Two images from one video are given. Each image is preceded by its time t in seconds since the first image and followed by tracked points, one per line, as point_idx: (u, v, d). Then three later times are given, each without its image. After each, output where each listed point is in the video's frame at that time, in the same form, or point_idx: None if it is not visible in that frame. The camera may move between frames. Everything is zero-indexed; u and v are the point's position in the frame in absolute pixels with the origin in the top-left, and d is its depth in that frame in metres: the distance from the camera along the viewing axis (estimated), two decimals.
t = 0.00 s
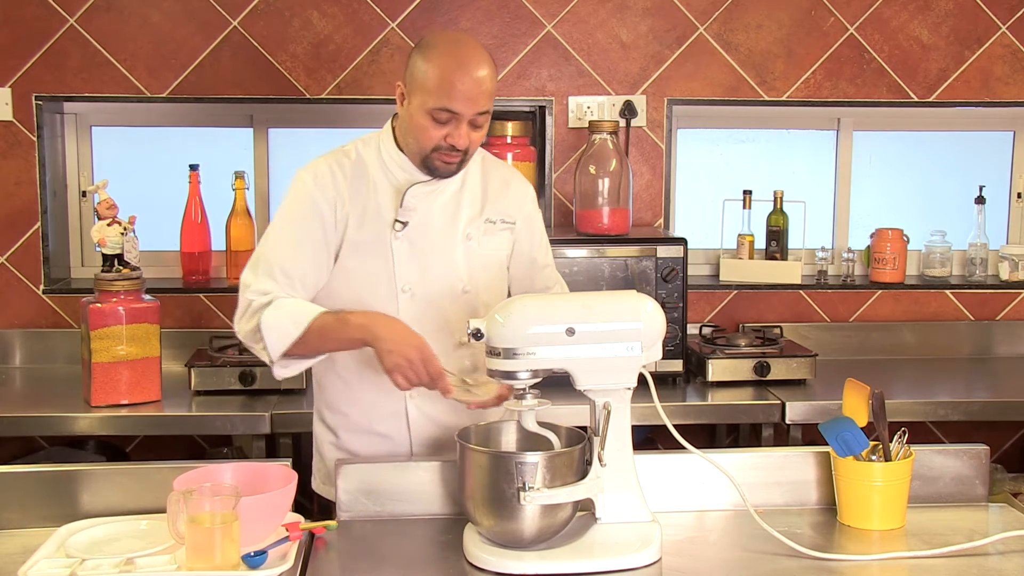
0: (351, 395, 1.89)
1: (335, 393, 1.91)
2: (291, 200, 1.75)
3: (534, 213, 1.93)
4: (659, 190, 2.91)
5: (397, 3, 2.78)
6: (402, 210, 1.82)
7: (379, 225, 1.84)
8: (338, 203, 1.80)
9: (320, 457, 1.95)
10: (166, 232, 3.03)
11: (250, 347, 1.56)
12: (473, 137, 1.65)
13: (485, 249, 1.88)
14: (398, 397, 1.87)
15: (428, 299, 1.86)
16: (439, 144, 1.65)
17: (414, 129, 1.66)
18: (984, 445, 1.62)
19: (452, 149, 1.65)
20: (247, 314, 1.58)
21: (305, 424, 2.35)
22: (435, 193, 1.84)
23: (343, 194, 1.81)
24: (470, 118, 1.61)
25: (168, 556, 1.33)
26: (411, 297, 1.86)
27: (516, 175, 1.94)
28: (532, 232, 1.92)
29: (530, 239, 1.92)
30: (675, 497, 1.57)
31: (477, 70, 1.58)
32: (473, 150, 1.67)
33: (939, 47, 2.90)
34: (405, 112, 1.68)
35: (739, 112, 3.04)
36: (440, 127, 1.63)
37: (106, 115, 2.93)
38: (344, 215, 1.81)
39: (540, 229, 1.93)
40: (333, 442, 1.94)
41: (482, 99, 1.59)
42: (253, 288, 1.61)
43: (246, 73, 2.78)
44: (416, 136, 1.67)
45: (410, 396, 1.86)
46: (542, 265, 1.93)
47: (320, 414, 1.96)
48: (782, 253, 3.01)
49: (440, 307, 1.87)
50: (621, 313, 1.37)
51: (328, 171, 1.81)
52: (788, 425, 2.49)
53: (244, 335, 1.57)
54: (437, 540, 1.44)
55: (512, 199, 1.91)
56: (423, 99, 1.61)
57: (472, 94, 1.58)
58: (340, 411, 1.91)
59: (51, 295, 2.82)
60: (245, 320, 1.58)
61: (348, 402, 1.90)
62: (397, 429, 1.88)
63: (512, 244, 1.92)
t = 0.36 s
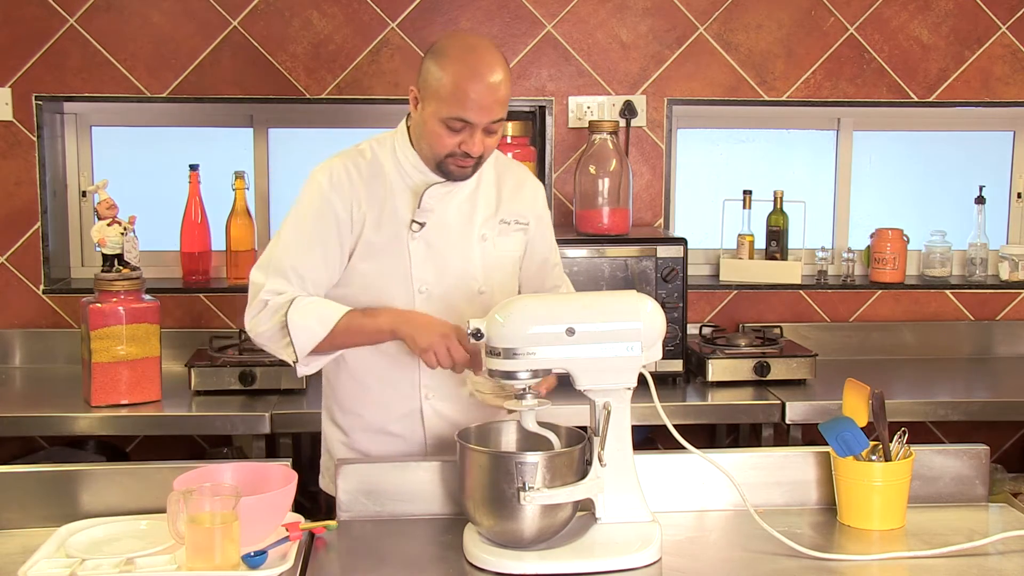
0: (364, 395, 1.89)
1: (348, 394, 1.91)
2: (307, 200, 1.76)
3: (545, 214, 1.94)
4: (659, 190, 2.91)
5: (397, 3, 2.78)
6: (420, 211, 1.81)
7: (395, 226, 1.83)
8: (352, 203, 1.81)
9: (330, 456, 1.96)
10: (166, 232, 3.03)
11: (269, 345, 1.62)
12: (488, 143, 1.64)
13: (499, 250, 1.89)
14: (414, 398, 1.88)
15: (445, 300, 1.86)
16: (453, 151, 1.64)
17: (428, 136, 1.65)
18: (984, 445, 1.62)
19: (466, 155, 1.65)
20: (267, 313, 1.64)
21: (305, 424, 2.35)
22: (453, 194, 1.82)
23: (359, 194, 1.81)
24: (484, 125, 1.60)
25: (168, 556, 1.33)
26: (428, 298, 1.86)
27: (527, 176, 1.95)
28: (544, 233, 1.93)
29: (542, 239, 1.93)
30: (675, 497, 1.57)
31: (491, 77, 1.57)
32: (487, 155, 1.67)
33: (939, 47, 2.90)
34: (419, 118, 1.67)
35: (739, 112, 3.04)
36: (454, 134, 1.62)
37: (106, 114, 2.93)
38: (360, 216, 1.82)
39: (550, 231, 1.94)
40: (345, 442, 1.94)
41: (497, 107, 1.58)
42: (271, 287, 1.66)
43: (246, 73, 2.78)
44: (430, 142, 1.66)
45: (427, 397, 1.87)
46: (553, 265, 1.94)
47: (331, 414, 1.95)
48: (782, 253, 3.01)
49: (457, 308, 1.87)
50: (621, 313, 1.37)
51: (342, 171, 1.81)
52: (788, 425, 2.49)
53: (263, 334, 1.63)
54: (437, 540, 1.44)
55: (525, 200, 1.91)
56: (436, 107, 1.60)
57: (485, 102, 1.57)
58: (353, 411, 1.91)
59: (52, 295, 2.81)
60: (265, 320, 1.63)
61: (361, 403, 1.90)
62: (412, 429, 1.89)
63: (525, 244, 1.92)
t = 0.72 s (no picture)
0: (369, 394, 1.89)
1: (352, 393, 1.91)
2: (317, 196, 1.76)
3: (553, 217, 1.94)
4: (659, 190, 2.91)
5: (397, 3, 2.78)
6: (430, 213, 1.81)
7: (404, 226, 1.84)
8: (361, 201, 1.81)
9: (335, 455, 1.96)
10: (165, 232, 3.03)
11: (276, 338, 1.62)
12: (497, 150, 1.63)
13: (507, 252, 1.89)
14: (419, 397, 1.88)
15: (453, 301, 1.86)
16: (463, 157, 1.64)
17: (438, 142, 1.65)
18: (984, 445, 1.62)
19: (476, 162, 1.65)
20: (274, 306, 1.63)
21: (305, 424, 2.35)
22: (463, 197, 1.82)
23: (368, 193, 1.82)
24: (495, 133, 1.60)
25: (168, 556, 1.33)
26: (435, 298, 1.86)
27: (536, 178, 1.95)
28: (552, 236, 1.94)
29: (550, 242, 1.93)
30: (675, 497, 1.57)
31: (502, 86, 1.56)
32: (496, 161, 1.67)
33: (939, 47, 2.90)
34: (429, 123, 1.67)
35: (739, 112, 3.04)
36: (464, 141, 1.62)
37: (106, 114, 2.93)
38: (368, 214, 1.82)
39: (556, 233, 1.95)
40: (349, 440, 1.93)
41: (508, 114, 1.57)
42: (277, 280, 1.65)
43: (246, 73, 2.78)
44: (439, 148, 1.66)
45: (432, 397, 1.87)
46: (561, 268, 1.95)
47: (336, 412, 1.95)
48: (782, 253, 3.01)
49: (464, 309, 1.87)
50: (622, 314, 1.37)
51: (352, 169, 1.81)
52: (789, 425, 2.49)
53: (269, 327, 1.63)
54: (437, 540, 1.44)
55: (534, 203, 1.91)
56: (447, 114, 1.60)
57: (496, 111, 1.56)
58: (358, 410, 1.91)
59: (52, 295, 2.81)
60: (272, 312, 1.63)
61: (365, 402, 1.90)
62: (416, 429, 1.89)
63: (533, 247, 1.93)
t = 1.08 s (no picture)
0: (370, 393, 1.89)
1: (353, 392, 1.91)
2: (320, 193, 1.76)
3: (556, 218, 1.94)
4: (659, 190, 2.91)
5: (397, 3, 2.78)
6: (434, 213, 1.80)
7: (407, 226, 1.84)
8: (365, 198, 1.81)
9: (335, 454, 1.96)
10: (166, 232, 3.03)
11: (277, 334, 1.61)
12: (503, 152, 1.64)
13: (510, 253, 1.89)
14: (419, 397, 1.88)
15: (455, 301, 1.86)
16: (468, 159, 1.64)
17: (443, 143, 1.66)
18: (984, 445, 1.62)
19: (480, 164, 1.65)
20: (276, 302, 1.63)
21: (305, 424, 2.35)
22: (467, 198, 1.82)
23: (372, 192, 1.82)
24: (500, 135, 1.60)
25: (168, 556, 1.33)
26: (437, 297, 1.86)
27: (540, 179, 1.95)
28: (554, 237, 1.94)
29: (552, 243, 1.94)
30: (675, 497, 1.57)
31: (508, 88, 1.56)
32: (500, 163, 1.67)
33: (939, 47, 2.90)
34: (434, 124, 1.67)
35: (739, 112, 3.04)
36: (469, 143, 1.62)
37: (106, 114, 2.93)
38: (371, 213, 1.82)
39: (558, 234, 1.95)
40: (349, 439, 1.93)
41: (513, 117, 1.57)
42: (281, 276, 1.66)
43: (246, 73, 2.78)
44: (445, 149, 1.66)
45: (432, 397, 1.87)
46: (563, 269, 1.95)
47: (337, 410, 1.95)
48: (782, 253, 3.01)
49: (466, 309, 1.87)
50: (622, 314, 1.37)
51: (357, 167, 1.81)
52: (789, 425, 2.49)
53: (270, 323, 1.62)
54: (437, 540, 1.44)
55: (537, 204, 1.92)
56: (452, 116, 1.60)
57: (502, 113, 1.56)
58: (358, 409, 1.91)
59: (52, 295, 2.81)
60: (274, 308, 1.63)
61: (366, 400, 1.90)
62: (417, 428, 1.89)
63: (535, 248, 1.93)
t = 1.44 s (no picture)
0: (369, 392, 1.89)
1: (352, 391, 1.91)
2: (321, 191, 1.76)
3: (556, 218, 1.94)
4: (659, 190, 2.91)
5: (397, 3, 2.77)
6: (435, 212, 1.80)
7: (408, 225, 1.84)
8: (366, 197, 1.81)
9: (334, 452, 1.95)
10: (166, 232, 3.03)
11: (275, 331, 1.61)
12: (504, 152, 1.64)
13: (510, 253, 1.89)
14: (419, 396, 1.88)
15: (456, 300, 1.86)
16: (469, 158, 1.64)
17: (444, 142, 1.66)
18: (984, 445, 1.62)
19: (482, 163, 1.65)
20: (274, 299, 1.63)
21: (305, 424, 2.35)
22: (467, 197, 1.82)
23: (373, 191, 1.82)
24: (501, 135, 1.60)
25: (168, 556, 1.33)
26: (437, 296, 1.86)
27: (540, 179, 1.95)
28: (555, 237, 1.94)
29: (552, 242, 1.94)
30: (675, 497, 1.57)
31: (508, 88, 1.56)
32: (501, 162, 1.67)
33: (939, 47, 2.90)
34: (436, 123, 1.67)
35: (739, 113, 3.04)
36: (470, 142, 1.62)
37: (106, 114, 2.93)
38: (372, 212, 1.82)
39: (558, 234, 1.95)
40: (348, 437, 1.93)
41: (513, 116, 1.57)
42: (279, 274, 1.66)
43: (246, 73, 2.78)
44: (446, 148, 1.66)
45: (431, 396, 1.87)
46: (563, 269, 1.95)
47: (335, 408, 1.95)
48: (782, 253, 3.01)
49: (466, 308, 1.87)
50: (622, 314, 1.37)
51: (358, 165, 1.82)
52: (789, 425, 2.49)
53: (268, 320, 1.62)
54: (436, 540, 1.44)
55: (537, 204, 1.92)
56: (453, 115, 1.60)
57: (502, 113, 1.56)
58: (358, 407, 1.91)
59: (52, 295, 2.81)
60: (272, 305, 1.63)
61: (365, 399, 1.90)
62: (416, 427, 1.89)
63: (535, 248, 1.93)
